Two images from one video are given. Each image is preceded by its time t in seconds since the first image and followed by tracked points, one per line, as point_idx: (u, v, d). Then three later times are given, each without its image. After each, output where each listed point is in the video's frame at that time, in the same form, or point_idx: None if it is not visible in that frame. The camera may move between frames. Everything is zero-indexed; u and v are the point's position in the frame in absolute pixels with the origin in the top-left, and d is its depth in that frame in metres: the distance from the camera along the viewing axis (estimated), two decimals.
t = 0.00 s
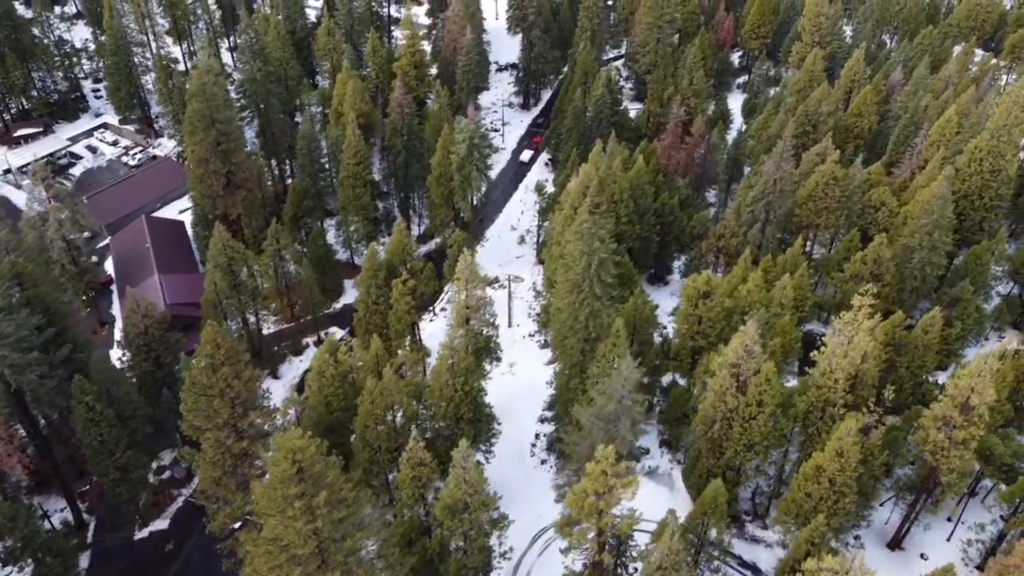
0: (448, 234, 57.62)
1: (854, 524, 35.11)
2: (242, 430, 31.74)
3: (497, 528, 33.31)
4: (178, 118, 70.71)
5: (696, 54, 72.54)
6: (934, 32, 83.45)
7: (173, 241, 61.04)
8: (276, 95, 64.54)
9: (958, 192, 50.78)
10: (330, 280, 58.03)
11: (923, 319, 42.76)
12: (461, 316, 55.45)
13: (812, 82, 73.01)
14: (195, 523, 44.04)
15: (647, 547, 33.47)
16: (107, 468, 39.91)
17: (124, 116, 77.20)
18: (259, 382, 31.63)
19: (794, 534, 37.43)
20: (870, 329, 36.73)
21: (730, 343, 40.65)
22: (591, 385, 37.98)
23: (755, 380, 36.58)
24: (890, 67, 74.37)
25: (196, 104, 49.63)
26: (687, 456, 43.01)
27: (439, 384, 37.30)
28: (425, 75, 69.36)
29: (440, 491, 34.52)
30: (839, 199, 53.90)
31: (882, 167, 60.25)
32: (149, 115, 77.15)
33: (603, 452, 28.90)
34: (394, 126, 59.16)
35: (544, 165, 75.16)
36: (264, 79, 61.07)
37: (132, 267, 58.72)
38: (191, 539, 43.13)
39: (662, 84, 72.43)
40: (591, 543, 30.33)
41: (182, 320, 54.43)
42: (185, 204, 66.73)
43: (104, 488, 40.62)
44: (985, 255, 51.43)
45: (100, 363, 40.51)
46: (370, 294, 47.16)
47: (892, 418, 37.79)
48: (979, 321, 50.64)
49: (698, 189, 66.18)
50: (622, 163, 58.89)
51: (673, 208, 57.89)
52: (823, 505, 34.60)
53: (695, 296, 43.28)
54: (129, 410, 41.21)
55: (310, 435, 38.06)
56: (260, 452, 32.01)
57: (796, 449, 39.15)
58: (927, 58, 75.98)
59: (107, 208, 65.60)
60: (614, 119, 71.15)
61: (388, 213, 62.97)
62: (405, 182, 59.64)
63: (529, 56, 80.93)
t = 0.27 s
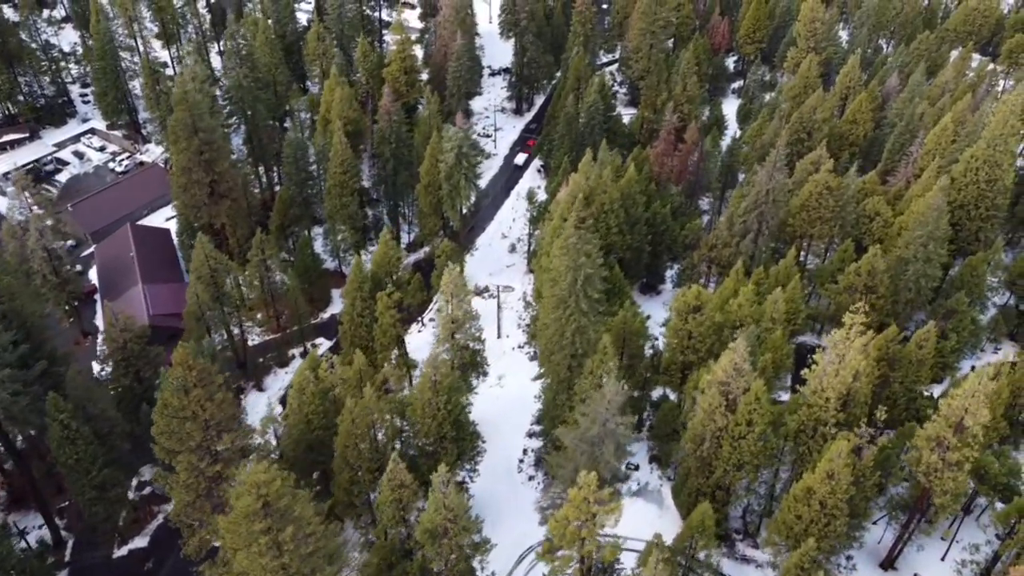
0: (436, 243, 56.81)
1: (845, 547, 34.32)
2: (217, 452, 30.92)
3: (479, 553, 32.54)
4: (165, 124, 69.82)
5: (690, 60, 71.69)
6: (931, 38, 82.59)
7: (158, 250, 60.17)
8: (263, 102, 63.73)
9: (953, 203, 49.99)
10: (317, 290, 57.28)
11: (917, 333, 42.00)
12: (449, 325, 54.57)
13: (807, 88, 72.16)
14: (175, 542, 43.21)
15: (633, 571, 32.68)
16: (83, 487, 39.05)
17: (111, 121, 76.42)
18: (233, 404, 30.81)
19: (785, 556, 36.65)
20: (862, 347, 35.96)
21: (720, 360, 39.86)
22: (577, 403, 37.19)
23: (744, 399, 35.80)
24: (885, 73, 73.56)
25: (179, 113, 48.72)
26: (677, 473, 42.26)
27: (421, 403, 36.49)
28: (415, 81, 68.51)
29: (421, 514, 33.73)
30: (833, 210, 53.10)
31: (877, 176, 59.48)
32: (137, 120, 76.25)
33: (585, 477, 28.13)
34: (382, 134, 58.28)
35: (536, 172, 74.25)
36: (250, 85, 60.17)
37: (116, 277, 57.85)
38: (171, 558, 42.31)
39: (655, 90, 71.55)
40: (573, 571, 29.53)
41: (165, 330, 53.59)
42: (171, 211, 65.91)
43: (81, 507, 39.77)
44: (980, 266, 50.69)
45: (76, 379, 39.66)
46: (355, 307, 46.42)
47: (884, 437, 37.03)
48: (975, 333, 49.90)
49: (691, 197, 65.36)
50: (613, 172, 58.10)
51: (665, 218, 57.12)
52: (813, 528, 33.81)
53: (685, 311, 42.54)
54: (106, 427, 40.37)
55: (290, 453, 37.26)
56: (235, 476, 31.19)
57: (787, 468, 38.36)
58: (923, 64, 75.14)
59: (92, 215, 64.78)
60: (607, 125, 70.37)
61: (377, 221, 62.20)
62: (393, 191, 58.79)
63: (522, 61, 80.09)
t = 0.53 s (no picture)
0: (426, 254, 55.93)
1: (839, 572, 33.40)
2: (191, 479, 30.00)
3: None
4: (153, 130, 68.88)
5: (685, 66, 70.80)
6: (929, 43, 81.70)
7: (143, 259, 59.16)
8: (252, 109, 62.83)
9: (950, 214, 49.13)
10: (304, 301, 56.44)
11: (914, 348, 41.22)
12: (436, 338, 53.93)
13: (804, 95, 71.24)
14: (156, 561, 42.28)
15: None
16: (60, 507, 38.03)
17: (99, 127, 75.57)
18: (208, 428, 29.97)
19: None
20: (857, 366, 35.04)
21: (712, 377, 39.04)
22: (565, 423, 36.26)
23: (736, 419, 34.90)
24: (882, 79, 72.70)
25: (162, 122, 47.77)
26: (668, 492, 41.41)
27: (405, 423, 35.61)
28: (406, 88, 67.60)
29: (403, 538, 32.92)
30: (829, 221, 52.26)
31: (874, 185, 58.61)
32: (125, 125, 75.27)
33: (570, 505, 27.25)
34: (371, 142, 57.37)
35: (530, 179, 73.22)
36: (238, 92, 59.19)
37: (101, 286, 56.87)
38: None
39: (650, 96, 70.71)
40: None
41: (148, 343, 52.58)
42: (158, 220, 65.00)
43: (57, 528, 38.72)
44: (978, 278, 49.84)
45: (53, 396, 38.73)
46: (341, 320, 45.54)
47: (880, 458, 36.12)
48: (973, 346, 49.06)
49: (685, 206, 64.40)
50: (606, 181, 57.22)
51: (659, 228, 56.27)
52: (807, 553, 32.89)
53: (676, 326, 41.70)
54: (84, 445, 39.47)
55: (271, 474, 36.35)
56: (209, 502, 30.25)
57: (780, 489, 37.44)
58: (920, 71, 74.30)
59: (78, 223, 63.88)
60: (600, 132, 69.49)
61: (367, 231, 61.48)
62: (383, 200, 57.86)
63: (515, 66, 79.19)
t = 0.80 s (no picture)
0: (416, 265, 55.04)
1: None
2: (165, 507, 29.13)
3: None
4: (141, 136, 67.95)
5: (681, 72, 69.88)
6: (929, 48, 80.67)
7: (129, 268, 58.16)
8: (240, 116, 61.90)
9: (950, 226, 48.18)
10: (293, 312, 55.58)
11: (913, 366, 40.37)
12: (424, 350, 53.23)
13: (802, 101, 70.27)
14: None
15: None
16: (36, 529, 36.92)
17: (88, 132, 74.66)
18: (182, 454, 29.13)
19: None
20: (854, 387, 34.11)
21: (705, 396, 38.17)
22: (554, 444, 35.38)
23: (729, 441, 33.98)
24: (881, 86, 71.83)
25: (145, 132, 46.85)
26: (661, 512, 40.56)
27: (389, 444, 34.73)
28: (398, 94, 66.67)
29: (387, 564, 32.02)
30: (826, 232, 51.36)
31: (872, 195, 57.72)
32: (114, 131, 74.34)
33: (555, 537, 26.33)
34: (360, 151, 56.42)
35: (524, 185, 72.11)
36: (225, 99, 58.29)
37: (85, 297, 55.88)
38: None
39: (645, 102, 69.77)
40: None
41: (132, 355, 51.55)
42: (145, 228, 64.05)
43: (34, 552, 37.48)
44: (978, 290, 48.90)
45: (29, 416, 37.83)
46: (328, 334, 44.57)
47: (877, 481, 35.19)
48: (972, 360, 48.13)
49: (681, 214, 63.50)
50: (599, 191, 56.32)
51: (653, 238, 55.35)
52: None
53: (669, 343, 40.81)
54: (62, 465, 38.58)
55: (252, 497, 35.45)
56: (184, 531, 29.36)
57: (775, 511, 36.52)
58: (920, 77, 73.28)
59: (63, 232, 62.93)
60: (595, 139, 68.56)
61: (357, 240, 60.56)
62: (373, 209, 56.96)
63: (510, 71, 78.25)
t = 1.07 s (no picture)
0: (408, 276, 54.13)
1: None
2: (140, 538, 28.12)
3: None
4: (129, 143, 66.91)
5: (678, 79, 68.91)
6: (929, 54, 79.68)
7: (115, 279, 57.05)
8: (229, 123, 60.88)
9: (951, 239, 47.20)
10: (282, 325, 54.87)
11: (914, 385, 39.44)
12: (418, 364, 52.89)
13: (800, 108, 69.30)
14: None
15: None
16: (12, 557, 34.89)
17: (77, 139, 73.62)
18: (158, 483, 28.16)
19: None
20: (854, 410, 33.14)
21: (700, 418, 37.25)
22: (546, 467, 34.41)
23: (725, 466, 32.99)
24: (880, 93, 70.93)
25: (129, 142, 45.78)
26: (655, 532, 39.88)
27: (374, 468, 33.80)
28: (391, 100, 65.65)
29: None
30: (825, 244, 50.37)
31: (872, 205, 56.76)
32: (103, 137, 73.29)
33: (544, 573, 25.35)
34: (351, 160, 55.42)
35: (519, 194, 70.77)
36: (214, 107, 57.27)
37: (70, 309, 54.78)
38: None
39: (642, 109, 68.74)
40: None
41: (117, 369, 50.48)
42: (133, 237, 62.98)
43: None
44: (978, 304, 48.15)
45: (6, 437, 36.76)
46: (315, 350, 43.36)
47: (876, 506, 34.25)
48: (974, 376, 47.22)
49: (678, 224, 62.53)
50: (595, 201, 55.30)
51: (649, 249, 54.33)
52: None
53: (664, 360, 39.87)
54: (40, 487, 37.54)
55: (234, 522, 34.47)
56: (161, 562, 28.33)
57: (772, 536, 35.54)
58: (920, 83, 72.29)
59: (49, 241, 61.85)
60: (591, 147, 67.60)
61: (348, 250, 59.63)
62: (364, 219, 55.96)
63: (504, 77, 77.26)
